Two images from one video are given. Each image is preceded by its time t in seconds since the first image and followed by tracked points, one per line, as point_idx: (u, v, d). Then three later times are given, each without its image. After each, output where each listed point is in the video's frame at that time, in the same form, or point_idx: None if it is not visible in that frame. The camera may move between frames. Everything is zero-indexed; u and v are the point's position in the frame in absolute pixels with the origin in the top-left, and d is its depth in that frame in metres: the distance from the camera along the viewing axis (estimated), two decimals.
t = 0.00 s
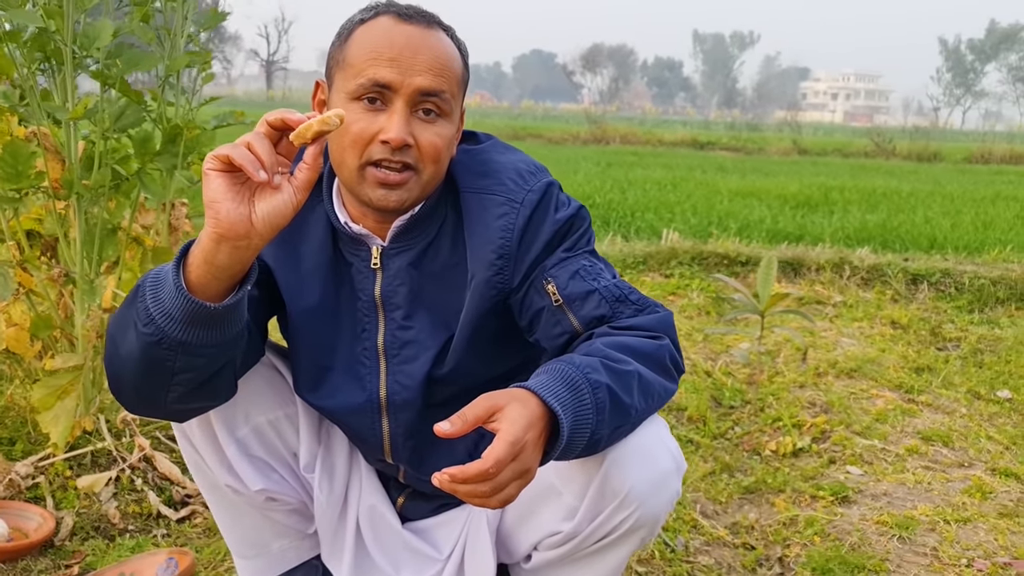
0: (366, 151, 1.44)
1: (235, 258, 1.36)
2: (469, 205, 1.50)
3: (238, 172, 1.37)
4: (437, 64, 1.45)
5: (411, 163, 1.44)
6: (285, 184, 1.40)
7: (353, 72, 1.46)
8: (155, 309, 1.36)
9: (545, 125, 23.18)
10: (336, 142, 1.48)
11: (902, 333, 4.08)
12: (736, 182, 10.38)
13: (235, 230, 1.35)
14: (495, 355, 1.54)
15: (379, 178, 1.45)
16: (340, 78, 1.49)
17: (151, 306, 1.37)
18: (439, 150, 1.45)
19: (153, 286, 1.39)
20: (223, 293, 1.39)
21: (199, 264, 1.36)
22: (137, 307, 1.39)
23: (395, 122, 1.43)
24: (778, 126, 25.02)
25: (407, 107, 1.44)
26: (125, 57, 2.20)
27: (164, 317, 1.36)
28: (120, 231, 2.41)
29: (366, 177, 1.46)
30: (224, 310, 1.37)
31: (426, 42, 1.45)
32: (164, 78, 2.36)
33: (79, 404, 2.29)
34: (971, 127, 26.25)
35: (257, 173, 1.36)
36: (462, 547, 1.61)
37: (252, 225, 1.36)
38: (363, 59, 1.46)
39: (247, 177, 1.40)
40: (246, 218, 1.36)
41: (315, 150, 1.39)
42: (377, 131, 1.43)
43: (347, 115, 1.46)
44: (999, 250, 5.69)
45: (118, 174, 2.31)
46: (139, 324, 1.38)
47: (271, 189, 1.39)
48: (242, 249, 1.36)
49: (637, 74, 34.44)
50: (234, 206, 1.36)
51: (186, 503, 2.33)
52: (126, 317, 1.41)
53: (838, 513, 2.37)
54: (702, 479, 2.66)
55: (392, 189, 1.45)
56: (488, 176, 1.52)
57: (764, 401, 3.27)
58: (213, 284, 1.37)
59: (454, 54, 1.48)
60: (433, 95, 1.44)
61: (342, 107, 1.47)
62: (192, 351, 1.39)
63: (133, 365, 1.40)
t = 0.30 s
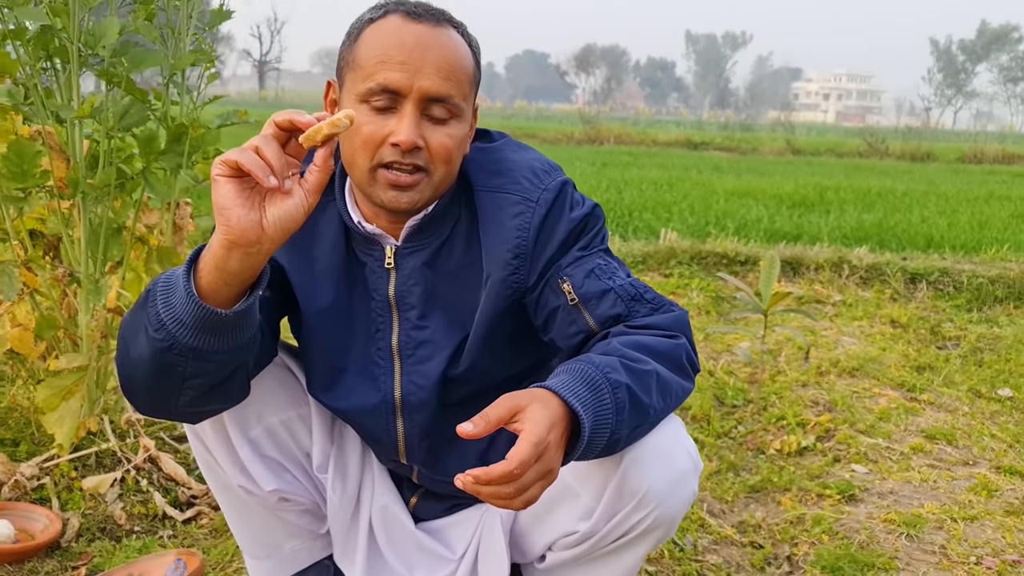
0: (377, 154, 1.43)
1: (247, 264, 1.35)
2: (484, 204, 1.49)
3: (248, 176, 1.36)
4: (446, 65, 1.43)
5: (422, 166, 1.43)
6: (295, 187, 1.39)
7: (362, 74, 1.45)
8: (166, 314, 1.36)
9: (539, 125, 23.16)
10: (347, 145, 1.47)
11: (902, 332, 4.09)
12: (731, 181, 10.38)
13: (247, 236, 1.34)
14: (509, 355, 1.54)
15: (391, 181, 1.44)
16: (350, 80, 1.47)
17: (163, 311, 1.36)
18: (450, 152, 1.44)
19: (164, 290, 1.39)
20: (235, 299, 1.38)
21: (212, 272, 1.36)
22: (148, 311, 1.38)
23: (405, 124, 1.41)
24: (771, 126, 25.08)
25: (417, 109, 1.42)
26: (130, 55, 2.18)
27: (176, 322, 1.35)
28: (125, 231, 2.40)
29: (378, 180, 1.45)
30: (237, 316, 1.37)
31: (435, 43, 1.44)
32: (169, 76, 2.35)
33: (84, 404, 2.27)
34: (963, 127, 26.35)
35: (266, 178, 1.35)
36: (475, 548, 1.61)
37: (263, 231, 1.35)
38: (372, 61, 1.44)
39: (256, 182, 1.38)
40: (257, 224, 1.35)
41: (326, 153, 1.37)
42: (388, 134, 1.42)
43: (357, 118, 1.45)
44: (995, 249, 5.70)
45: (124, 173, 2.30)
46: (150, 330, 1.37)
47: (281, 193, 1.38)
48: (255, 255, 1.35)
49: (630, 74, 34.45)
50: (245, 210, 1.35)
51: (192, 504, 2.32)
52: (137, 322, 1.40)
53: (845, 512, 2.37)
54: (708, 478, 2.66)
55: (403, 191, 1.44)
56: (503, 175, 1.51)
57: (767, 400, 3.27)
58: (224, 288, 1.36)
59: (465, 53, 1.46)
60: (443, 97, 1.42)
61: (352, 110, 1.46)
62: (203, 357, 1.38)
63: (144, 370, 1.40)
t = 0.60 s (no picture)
0: (382, 157, 1.44)
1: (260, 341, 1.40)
2: (505, 205, 1.53)
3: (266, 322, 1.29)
4: (449, 66, 1.43)
5: (426, 169, 1.43)
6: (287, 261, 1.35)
7: (367, 77, 1.46)
8: (161, 365, 1.38)
9: (535, 126, 23.14)
10: (357, 147, 1.48)
11: (902, 332, 4.10)
12: (729, 182, 10.38)
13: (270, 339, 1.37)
14: (526, 357, 1.56)
15: (397, 183, 1.44)
16: (358, 83, 1.49)
17: (158, 362, 1.38)
18: (455, 154, 1.44)
19: (158, 338, 1.39)
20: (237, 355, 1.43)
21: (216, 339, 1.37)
22: (143, 356, 1.40)
23: (407, 127, 1.42)
24: (767, 126, 25.10)
25: (420, 111, 1.42)
26: (136, 56, 2.17)
27: (171, 376, 1.38)
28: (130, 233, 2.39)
29: (384, 182, 1.45)
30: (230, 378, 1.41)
31: (438, 42, 1.44)
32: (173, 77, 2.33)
33: (89, 406, 2.27)
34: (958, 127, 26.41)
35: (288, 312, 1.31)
36: (486, 551, 1.61)
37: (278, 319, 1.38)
38: (377, 64, 1.45)
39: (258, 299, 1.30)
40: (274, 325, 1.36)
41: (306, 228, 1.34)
42: (392, 137, 1.43)
43: (363, 121, 1.46)
44: (994, 249, 5.71)
45: (129, 175, 2.30)
46: (146, 376, 1.39)
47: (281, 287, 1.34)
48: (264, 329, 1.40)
49: (626, 74, 34.46)
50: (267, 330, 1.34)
51: (198, 506, 2.32)
52: (131, 360, 1.42)
53: (852, 513, 2.37)
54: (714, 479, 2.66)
55: (410, 195, 1.45)
56: (524, 177, 1.54)
57: (771, 400, 3.27)
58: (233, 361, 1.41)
59: (471, 53, 1.45)
60: (446, 99, 1.42)
61: (359, 112, 1.47)
62: (198, 405, 1.42)
63: (141, 405, 1.43)
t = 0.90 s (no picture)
0: (408, 151, 1.52)
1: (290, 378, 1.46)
2: (523, 204, 1.55)
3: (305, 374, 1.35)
4: (477, 64, 1.50)
5: (450, 164, 1.50)
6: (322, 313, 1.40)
7: (396, 72, 1.54)
8: (185, 389, 1.39)
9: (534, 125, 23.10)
10: (383, 141, 1.56)
11: (905, 332, 4.10)
12: (728, 182, 10.36)
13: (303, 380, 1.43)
14: (541, 357, 1.61)
15: (422, 178, 1.51)
16: (386, 78, 1.56)
17: (181, 385, 1.39)
18: (479, 151, 1.51)
19: (182, 360, 1.39)
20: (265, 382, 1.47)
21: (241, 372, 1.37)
22: (166, 377, 1.40)
23: (434, 122, 1.49)
24: (765, 126, 25.09)
25: (447, 107, 1.49)
26: (144, 56, 2.17)
27: (195, 400, 1.39)
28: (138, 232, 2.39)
29: (408, 176, 1.53)
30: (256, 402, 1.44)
31: (467, 40, 1.51)
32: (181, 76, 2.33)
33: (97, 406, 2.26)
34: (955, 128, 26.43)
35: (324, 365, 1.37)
36: (496, 552, 1.61)
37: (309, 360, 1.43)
38: (406, 60, 1.52)
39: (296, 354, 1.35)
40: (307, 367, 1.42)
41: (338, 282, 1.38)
42: (418, 131, 1.50)
43: (390, 115, 1.54)
44: (995, 249, 5.71)
45: (137, 175, 2.29)
46: (169, 398, 1.40)
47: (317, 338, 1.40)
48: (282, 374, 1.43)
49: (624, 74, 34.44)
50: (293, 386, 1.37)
51: (205, 506, 2.31)
52: (152, 377, 1.42)
53: (859, 512, 2.38)
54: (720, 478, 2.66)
55: (433, 190, 1.52)
56: (541, 176, 1.58)
57: (776, 399, 3.27)
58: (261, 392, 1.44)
59: (498, 52, 1.53)
60: (472, 97, 1.49)
61: (386, 107, 1.55)
62: (219, 423, 1.44)
63: (163, 421, 1.44)
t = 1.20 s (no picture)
0: (428, 144, 1.53)
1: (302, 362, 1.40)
2: (541, 205, 1.59)
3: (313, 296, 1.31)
4: (499, 60, 1.52)
5: (471, 158, 1.52)
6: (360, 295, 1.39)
7: (417, 66, 1.55)
8: (206, 376, 1.39)
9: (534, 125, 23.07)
10: (401, 135, 1.57)
11: (909, 332, 4.10)
12: (729, 182, 10.35)
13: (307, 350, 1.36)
14: (557, 357, 1.64)
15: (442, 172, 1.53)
16: (406, 73, 1.58)
17: (203, 372, 1.39)
18: (500, 146, 1.52)
19: (207, 347, 1.40)
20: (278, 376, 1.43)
21: (267, 322, 1.40)
22: (189, 362, 1.41)
23: (456, 116, 1.50)
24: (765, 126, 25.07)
25: (470, 102, 1.51)
26: (155, 55, 2.16)
27: (213, 387, 1.38)
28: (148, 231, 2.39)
29: (427, 170, 1.54)
30: (273, 399, 1.42)
31: (489, 36, 1.53)
32: (191, 75, 2.33)
33: (107, 405, 2.26)
34: (955, 128, 26.42)
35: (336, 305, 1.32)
36: (513, 551, 1.61)
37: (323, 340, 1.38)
38: (427, 55, 1.54)
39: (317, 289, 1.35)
40: (319, 336, 1.37)
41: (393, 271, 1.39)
42: (439, 125, 1.52)
43: (410, 108, 1.55)
44: (998, 249, 5.71)
45: (147, 174, 2.29)
46: (188, 383, 1.40)
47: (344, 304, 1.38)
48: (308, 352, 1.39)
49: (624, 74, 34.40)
50: (308, 323, 1.35)
51: (215, 505, 2.31)
52: (176, 364, 1.43)
53: (869, 511, 2.38)
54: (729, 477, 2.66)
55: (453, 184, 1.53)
56: (558, 176, 1.62)
57: (782, 398, 3.26)
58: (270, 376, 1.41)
59: (519, 50, 1.55)
60: (494, 92, 1.51)
61: (406, 101, 1.56)
62: (233, 420, 1.43)
63: (180, 412, 1.43)
